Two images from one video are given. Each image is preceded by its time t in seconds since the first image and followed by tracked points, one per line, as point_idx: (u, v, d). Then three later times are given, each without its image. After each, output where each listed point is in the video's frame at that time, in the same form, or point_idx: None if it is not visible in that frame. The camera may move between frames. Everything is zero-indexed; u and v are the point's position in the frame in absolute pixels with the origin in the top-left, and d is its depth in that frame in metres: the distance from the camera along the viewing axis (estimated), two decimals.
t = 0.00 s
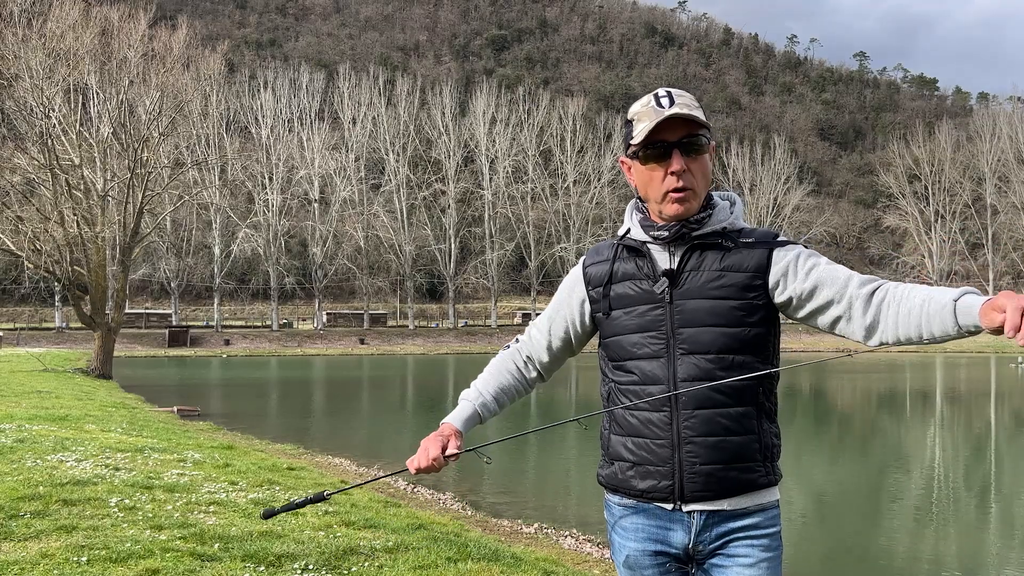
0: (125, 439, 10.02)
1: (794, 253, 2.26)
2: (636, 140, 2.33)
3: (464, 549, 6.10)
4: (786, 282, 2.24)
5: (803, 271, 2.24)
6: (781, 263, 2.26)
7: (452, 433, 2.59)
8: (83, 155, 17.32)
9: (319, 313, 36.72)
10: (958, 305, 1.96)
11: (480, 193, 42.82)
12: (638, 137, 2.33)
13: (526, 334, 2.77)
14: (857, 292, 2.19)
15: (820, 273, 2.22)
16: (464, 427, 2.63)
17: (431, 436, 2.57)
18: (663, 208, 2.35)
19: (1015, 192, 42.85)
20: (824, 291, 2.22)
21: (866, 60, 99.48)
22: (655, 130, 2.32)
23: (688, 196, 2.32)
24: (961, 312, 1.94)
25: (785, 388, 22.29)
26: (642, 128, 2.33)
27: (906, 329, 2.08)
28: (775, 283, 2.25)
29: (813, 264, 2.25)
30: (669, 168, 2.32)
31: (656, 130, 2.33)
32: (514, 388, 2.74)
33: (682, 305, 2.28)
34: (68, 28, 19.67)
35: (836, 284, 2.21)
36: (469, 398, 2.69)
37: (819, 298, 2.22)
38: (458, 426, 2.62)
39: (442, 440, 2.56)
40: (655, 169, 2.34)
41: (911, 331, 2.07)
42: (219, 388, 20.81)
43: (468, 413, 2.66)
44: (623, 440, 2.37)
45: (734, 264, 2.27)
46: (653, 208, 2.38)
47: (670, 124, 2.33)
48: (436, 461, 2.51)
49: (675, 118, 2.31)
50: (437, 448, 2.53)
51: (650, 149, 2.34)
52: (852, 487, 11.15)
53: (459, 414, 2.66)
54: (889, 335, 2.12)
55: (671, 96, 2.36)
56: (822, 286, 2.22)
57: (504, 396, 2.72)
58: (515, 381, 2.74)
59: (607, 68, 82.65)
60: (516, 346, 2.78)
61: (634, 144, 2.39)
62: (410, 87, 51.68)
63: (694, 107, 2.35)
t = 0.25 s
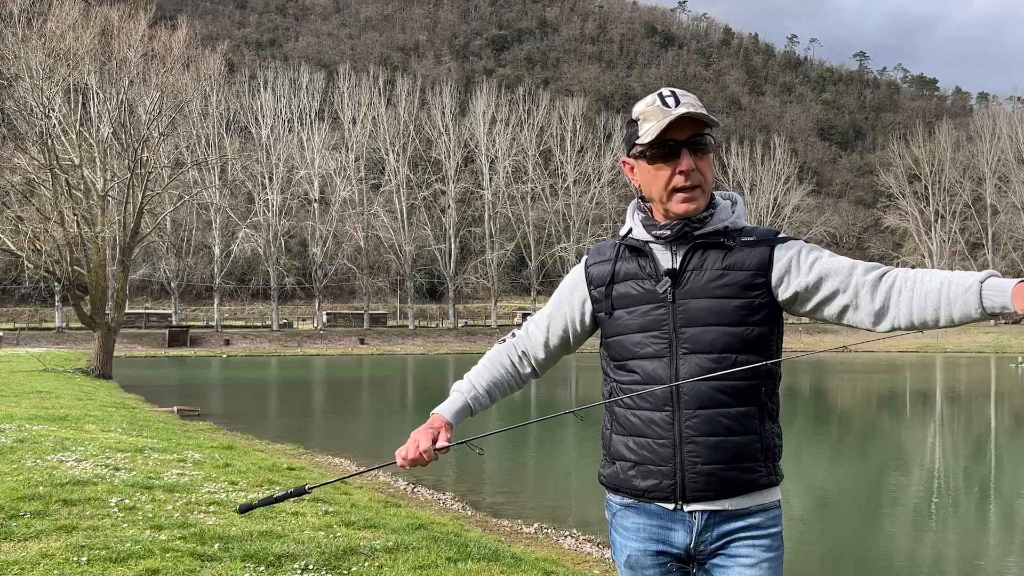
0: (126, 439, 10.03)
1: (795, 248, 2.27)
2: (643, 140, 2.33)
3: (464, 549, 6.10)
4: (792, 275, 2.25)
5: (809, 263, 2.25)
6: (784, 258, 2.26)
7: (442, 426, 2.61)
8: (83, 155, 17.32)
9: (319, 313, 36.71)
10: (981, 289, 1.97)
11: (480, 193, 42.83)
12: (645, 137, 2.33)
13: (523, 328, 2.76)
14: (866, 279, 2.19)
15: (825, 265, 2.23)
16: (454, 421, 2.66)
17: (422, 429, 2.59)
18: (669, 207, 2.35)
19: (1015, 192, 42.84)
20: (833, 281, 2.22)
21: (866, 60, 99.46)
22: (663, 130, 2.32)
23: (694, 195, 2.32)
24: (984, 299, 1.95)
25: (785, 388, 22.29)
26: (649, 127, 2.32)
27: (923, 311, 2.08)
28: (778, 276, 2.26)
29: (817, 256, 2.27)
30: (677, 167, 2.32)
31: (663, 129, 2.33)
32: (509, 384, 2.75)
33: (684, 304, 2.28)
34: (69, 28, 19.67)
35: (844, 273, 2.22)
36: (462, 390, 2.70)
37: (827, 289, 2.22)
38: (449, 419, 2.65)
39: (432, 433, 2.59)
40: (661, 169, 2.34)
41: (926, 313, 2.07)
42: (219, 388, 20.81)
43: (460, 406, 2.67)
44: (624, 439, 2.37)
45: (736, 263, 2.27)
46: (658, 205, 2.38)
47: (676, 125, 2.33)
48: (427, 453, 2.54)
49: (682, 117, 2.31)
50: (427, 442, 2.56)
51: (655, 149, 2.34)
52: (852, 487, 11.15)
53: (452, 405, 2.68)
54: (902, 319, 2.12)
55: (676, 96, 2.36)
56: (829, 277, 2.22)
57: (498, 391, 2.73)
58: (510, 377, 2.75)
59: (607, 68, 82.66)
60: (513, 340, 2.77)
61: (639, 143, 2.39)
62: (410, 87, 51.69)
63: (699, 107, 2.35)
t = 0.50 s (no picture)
0: (126, 439, 10.03)
1: (799, 248, 2.28)
2: (645, 142, 2.33)
3: (464, 549, 6.10)
4: (796, 274, 2.24)
5: (813, 263, 2.25)
6: (785, 260, 2.26)
7: (437, 423, 2.61)
8: (83, 155, 17.32)
9: (319, 313, 36.71)
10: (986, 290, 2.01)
11: (480, 193, 42.83)
12: (647, 140, 2.32)
13: (521, 328, 2.76)
14: (869, 280, 2.20)
15: (828, 266, 2.23)
16: (452, 418, 2.65)
17: (418, 426, 2.59)
18: (670, 207, 2.34)
19: (1015, 192, 42.85)
20: (838, 281, 2.22)
21: (866, 60, 99.47)
22: (664, 132, 2.32)
23: (695, 197, 2.31)
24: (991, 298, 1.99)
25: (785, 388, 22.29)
26: (651, 130, 2.33)
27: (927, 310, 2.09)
28: (780, 277, 2.25)
29: (819, 258, 2.27)
30: (678, 169, 2.31)
31: (665, 131, 2.33)
32: (508, 383, 2.74)
33: (687, 304, 2.28)
34: (69, 28, 19.65)
35: (848, 274, 2.22)
36: (461, 388, 2.69)
37: (832, 290, 2.23)
38: (445, 417, 2.64)
39: (427, 430, 2.59)
40: (664, 171, 2.33)
41: (928, 312, 2.09)
42: (219, 388, 20.81)
43: (456, 404, 2.67)
44: (625, 439, 2.36)
45: (738, 264, 2.27)
46: (659, 205, 2.37)
47: (678, 127, 2.32)
48: (424, 450, 2.55)
49: (684, 119, 2.30)
50: (423, 439, 2.56)
51: (657, 150, 2.34)
52: (853, 486, 11.15)
53: (449, 403, 2.67)
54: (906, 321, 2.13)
55: (678, 97, 2.36)
56: (831, 278, 2.23)
57: (496, 390, 2.72)
58: (509, 376, 2.74)
59: (607, 68, 82.61)
60: (512, 339, 2.77)
61: (641, 146, 2.38)
62: (410, 87, 51.68)
63: (699, 108, 2.35)
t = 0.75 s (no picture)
0: (126, 439, 10.03)
1: (798, 254, 2.28)
2: (639, 143, 2.33)
3: (464, 549, 6.10)
4: (791, 281, 2.26)
5: (807, 270, 2.26)
6: (785, 262, 2.27)
7: (423, 407, 2.62)
8: (83, 155, 17.32)
9: (319, 313, 36.72)
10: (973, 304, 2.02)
11: (480, 193, 42.85)
12: (641, 140, 2.32)
13: (521, 327, 2.77)
14: (863, 289, 2.22)
15: (821, 274, 2.25)
16: (439, 404, 2.66)
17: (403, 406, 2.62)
18: (666, 208, 2.35)
19: (1015, 192, 42.86)
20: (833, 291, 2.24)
21: (866, 60, 99.48)
22: (657, 134, 2.32)
23: (690, 198, 2.31)
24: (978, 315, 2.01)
25: (785, 388, 22.28)
26: (645, 131, 2.32)
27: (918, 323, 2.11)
28: (778, 280, 2.27)
29: (815, 263, 2.28)
30: (671, 171, 2.31)
31: (658, 131, 2.33)
32: (501, 379, 2.74)
33: (686, 304, 2.29)
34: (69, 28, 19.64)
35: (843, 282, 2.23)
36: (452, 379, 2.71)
37: (827, 297, 2.24)
38: (432, 402, 2.66)
39: (412, 410, 2.61)
40: (658, 172, 2.34)
41: (917, 327, 2.11)
42: (219, 388, 20.81)
43: (447, 392, 2.68)
44: (624, 438, 2.36)
45: (738, 264, 2.27)
46: (656, 205, 2.38)
47: (670, 128, 2.32)
48: (403, 428, 2.58)
49: (676, 120, 2.30)
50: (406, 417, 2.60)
51: (650, 151, 2.34)
52: (853, 486, 11.15)
53: (439, 390, 2.69)
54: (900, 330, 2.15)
55: (673, 98, 2.35)
56: (830, 287, 2.24)
57: (488, 385, 2.72)
58: (504, 371, 2.74)
59: (607, 68, 82.62)
60: (510, 337, 2.78)
61: (636, 147, 2.39)
62: (410, 87, 51.71)
63: (696, 109, 2.34)
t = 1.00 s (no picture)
0: (125, 439, 10.03)
1: (798, 261, 2.27)
2: (638, 139, 2.35)
3: (464, 549, 6.09)
4: (790, 285, 2.24)
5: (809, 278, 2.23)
6: (786, 266, 2.26)
7: (403, 365, 2.51)
8: (83, 155, 17.32)
9: (319, 313, 36.74)
10: (954, 324, 1.98)
11: (480, 193, 42.88)
12: (640, 137, 2.34)
13: (516, 316, 2.73)
14: (861, 303, 2.19)
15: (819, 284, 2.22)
16: (421, 371, 2.55)
17: (383, 361, 2.49)
18: (665, 207, 2.37)
19: (1015, 192, 42.87)
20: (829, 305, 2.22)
21: (866, 60, 99.50)
22: (656, 129, 2.33)
23: (689, 197, 2.32)
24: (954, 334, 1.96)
25: (785, 388, 22.29)
26: (644, 128, 2.33)
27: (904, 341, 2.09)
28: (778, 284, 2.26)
29: (818, 272, 2.25)
30: (670, 169, 2.32)
31: (657, 129, 2.35)
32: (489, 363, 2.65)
33: (685, 303, 2.28)
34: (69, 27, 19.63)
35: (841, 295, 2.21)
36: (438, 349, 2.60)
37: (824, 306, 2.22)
38: (413, 366, 2.54)
39: (391, 364, 2.48)
40: (657, 169, 2.34)
41: (904, 344, 2.08)
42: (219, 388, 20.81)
43: (430, 360, 2.58)
44: (622, 438, 2.35)
45: (739, 265, 2.28)
46: (656, 202, 2.39)
47: (668, 125, 2.34)
48: (376, 377, 2.43)
49: (676, 118, 2.31)
50: (383, 371, 2.46)
51: (649, 149, 2.35)
52: (853, 487, 11.14)
53: (423, 358, 2.57)
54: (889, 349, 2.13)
55: (674, 97, 2.35)
56: (827, 297, 2.21)
57: (474, 365, 2.63)
58: (492, 355, 2.66)
59: (607, 68, 82.63)
60: (502, 324, 2.73)
61: (636, 145, 2.40)
62: (410, 87, 51.73)
63: (696, 108, 2.35)
